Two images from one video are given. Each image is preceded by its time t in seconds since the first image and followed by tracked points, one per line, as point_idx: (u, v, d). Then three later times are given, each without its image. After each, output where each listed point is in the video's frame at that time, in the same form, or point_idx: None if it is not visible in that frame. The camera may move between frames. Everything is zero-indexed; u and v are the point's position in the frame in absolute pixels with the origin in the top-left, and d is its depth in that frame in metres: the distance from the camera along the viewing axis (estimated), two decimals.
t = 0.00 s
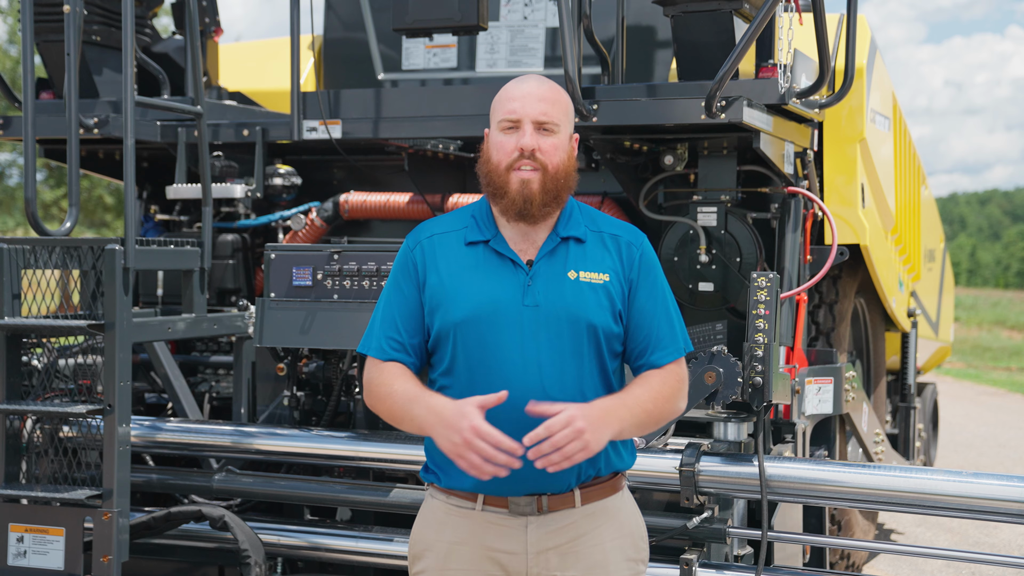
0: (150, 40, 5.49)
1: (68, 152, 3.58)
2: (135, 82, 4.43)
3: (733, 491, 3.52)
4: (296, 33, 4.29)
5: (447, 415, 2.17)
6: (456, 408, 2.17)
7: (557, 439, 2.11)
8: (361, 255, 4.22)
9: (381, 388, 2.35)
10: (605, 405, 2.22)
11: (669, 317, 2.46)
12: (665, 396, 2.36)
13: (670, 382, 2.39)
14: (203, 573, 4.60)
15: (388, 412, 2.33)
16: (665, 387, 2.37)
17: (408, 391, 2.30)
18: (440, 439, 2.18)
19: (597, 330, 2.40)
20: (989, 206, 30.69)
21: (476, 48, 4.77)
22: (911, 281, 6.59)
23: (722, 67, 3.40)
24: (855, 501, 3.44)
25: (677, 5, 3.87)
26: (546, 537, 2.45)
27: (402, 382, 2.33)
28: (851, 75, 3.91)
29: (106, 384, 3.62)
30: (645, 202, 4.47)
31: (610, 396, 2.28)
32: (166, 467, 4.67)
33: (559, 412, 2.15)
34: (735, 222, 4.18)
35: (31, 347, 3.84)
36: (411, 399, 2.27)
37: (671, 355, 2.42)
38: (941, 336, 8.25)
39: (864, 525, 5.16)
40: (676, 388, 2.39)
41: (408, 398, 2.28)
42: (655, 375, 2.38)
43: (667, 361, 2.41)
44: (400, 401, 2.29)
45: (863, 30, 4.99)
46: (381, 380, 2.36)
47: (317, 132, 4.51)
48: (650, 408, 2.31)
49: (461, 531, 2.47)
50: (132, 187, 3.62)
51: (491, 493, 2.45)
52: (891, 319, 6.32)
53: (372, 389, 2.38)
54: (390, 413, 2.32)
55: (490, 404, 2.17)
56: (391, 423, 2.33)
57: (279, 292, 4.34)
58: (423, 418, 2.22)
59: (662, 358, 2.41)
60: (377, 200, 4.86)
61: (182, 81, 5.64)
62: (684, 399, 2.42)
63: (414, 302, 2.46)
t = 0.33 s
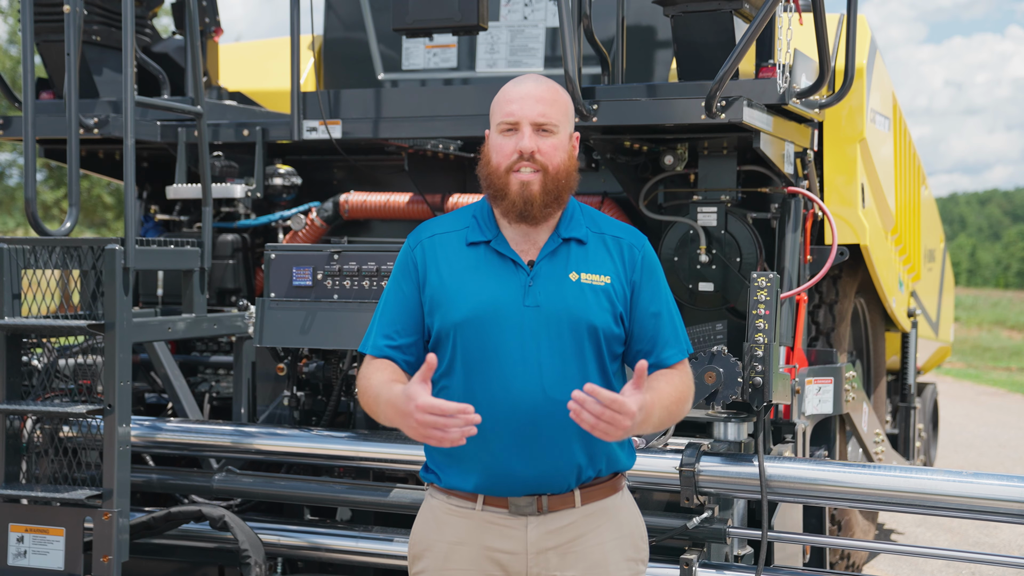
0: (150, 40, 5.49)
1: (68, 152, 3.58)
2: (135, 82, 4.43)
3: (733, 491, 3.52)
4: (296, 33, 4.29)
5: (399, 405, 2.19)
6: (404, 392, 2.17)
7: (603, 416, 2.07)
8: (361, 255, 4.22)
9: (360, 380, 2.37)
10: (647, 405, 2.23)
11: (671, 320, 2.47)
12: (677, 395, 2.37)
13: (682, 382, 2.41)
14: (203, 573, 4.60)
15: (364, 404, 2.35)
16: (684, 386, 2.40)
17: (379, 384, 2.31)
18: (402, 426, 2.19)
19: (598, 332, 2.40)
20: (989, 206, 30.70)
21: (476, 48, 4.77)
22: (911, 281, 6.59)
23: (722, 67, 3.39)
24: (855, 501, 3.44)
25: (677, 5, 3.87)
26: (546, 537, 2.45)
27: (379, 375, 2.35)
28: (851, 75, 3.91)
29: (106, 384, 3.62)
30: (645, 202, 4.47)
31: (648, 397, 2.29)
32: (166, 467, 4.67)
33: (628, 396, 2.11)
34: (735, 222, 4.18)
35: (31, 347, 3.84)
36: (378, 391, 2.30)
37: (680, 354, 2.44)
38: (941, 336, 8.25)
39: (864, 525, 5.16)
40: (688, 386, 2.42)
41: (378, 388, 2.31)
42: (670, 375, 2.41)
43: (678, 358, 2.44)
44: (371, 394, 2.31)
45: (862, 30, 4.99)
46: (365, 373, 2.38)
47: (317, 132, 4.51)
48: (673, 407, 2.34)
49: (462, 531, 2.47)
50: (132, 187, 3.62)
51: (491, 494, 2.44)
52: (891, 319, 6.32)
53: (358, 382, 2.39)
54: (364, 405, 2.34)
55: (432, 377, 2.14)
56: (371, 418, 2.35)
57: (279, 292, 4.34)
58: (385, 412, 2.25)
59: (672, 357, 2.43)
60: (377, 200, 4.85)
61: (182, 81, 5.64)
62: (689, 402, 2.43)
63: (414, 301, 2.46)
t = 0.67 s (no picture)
0: (150, 40, 5.49)
1: (68, 152, 3.58)
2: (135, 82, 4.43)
3: (733, 491, 3.52)
4: (296, 33, 4.29)
5: (439, 414, 2.21)
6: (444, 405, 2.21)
7: (575, 423, 2.12)
8: (360, 255, 4.22)
9: (381, 388, 2.36)
10: (619, 401, 2.23)
11: (675, 320, 2.46)
12: (673, 397, 2.37)
13: (679, 382, 2.40)
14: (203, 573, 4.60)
15: (387, 412, 2.35)
16: (675, 387, 2.38)
17: (408, 391, 2.31)
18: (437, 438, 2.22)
19: (601, 332, 2.40)
20: (989, 206, 30.69)
21: (476, 48, 4.78)
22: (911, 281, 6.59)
23: (722, 67, 3.39)
24: (855, 501, 3.43)
25: (677, 5, 3.87)
26: (549, 536, 2.45)
27: (402, 382, 2.34)
28: (852, 75, 3.91)
29: (106, 384, 3.62)
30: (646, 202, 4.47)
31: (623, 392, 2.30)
32: (166, 467, 4.67)
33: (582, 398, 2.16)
34: (735, 222, 4.18)
35: (31, 347, 3.84)
36: (409, 399, 2.29)
37: (680, 356, 2.42)
38: (941, 336, 8.25)
39: (864, 525, 5.16)
40: (685, 387, 2.41)
41: (408, 397, 2.30)
42: (665, 375, 2.39)
43: (675, 362, 2.41)
44: (399, 403, 2.31)
45: (863, 30, 4.99)
46: (381, 379, 2.38)
47: (317, 132, 4.51)
48: (661, 409, 2.33)
49: (464, 531, 2.47)
50: (132, 187, 3.61)
51: (494, 493, 2.44)
52: (891, 319, 6.32)
53: (373, 388, 2.39)
54: (389, 413, 2.34)
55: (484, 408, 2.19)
56: (392, 423, 2.35)
57: (279, 292, 4.34)
58: (419, 420, 2.25)
59: (671, 359, 2.41)
60: (377, 200, 4.85)
61: (182, 81, 5.64)
62: (691, 402, 2.42)
63: (419, 301, 2.46)
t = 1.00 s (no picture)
0: (150, 39, 5.49)
1: (68, 152, 3.58)
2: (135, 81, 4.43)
3: (733, 491, 3.52)
4: (296, 33, 4.29)
5: (492, 414, 2.25)
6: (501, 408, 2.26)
7: (525, 429, 2.19)
8: (361, 255, 4.22)
9: (406, 388, 2.36)
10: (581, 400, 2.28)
11: (679, 321, 2.46)
12: (663, 395, 2.36)
13: (672, 380, 2.39)
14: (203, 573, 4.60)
15: (415, 412, 2.35)
16: (665, 385, 2.37)
17: (440, 393, 2.32)
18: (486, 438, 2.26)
19: (606, 333, 2.41)
20: (989, 206, 30.69)
21: (476, 48, 4.78)
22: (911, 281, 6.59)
23: (722, 67, 3.39)
24: (855, 501, 3.43)
25: (677, 5, 3.86)
26: (556, 536, 2.45)
27: (432, 383, 2.34)
28: (851, 75, 3.91)
29: (106, 384, 3.62)
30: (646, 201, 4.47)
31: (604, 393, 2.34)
32: (166, 467, 4.67)
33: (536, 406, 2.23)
34: (735, 221, 4.18)
35: (31, 347, 3.84)
36: (446, 400, 2.30)
37: (679, 357, 2.41)
38: (941, 336, 8.25)
39: (864, 525, 5.16)
40: (680, 386, 2.39)
41: (443, 396, 2.31)
42: (654, 376, 2.39)
43: (673, 362, 2.41)
44: (432, 404, 2.32)
45: (862, 30, 4.99)
46: (403, 379, 2.37)
47: (317, 132, 4.52)
48: (645, 405, 2.34)
49: (471, 531, 2.47)
50: (131, 187, 3.61)
51: (500, 493, 2.45)
52: (890, 319, 6.32)
53: (394, 387, 2.38)
54: (418, 414, 2.34)
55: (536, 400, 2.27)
56: (420, 423, 2.35)
57: (279, 292, 4.34)
58: (465, 419, 2.28)
59: (671, 359, 2.41)
60: (377, 200, 4.85)
61: (182, 81, 5.64)
62: (691, 401, 2.41)
63: (429, 299, 2.45)
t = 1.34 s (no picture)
0: (150, 40, 5.49)
1: (68, 152, 3.58)
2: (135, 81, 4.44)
3: (733, 491, 3.52)
4: (296, 33, 4.29)
5: (509, 404, 2.26)
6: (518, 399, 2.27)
7: (539, 423, 2.21)
8: (360, 254, 4.22)
9: (420, 383, 2.36)
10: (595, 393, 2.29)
11: (695, 317, 2.45)
12: (678, 392, 2.36)
13: (687, 378, 2.39)
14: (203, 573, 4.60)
15: (430, 408, 2.35)
16: (679, 382, 2.37)
17: (455, 386, 2.33)
18: (499, 429, 2.27)
19: (622, 331, 2.41)
20: (989, 206, 30.69)
21: (475, 48, 4.78)
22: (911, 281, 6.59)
23: (722, 67, 3.39)
24: (856, 501, 3.43)
25: (677, 5, 3.86)
26: (568, 536, 2.45)
27: (447, 378, 2.35)
28: (851, 75, 3.91)
29: (106, 384, 3.62)
30: (645, 201, 4.46)
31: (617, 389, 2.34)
32: (166, 467, 4.67)
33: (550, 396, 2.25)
34: (735, 221, 4.18)
35: (31, 347, 3.84)
36: (462, 394, 2.31)
37: (694, 354, 2.41)
38: (941, 336, 8.25)
39: (864, 525, 5.16)
40: (695, 383, 2.39)
41: (460, 390, 2.32)
42: (668, 372, 2.39)
43: (688, 359, 2.40)
44: (447, 398, 2.32)
45: (863, 30, 4.99)
46: (417, 375, 2.37)
47: (317, 132, 4.52)
48: (659, 403, 2.33)
49: (483, 529, 2.47)
50: (131, 187, 3.61)
51: (514, 491, 2.45)
52: (891, 319, 6.32)
53: (408, 384, 2.38)
54: (433, 409, 2.34)
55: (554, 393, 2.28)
56: (434, 418, 2.36)
57: (279, 292, 4.33)
58: (482, 411, 2.29)
59: (687, 356, 2.40)
60: (377, 200, 4.85)
61: (182, 81, 5.64)
62: (705, 398, 2.42)
63: (444, 298, 2.45)
